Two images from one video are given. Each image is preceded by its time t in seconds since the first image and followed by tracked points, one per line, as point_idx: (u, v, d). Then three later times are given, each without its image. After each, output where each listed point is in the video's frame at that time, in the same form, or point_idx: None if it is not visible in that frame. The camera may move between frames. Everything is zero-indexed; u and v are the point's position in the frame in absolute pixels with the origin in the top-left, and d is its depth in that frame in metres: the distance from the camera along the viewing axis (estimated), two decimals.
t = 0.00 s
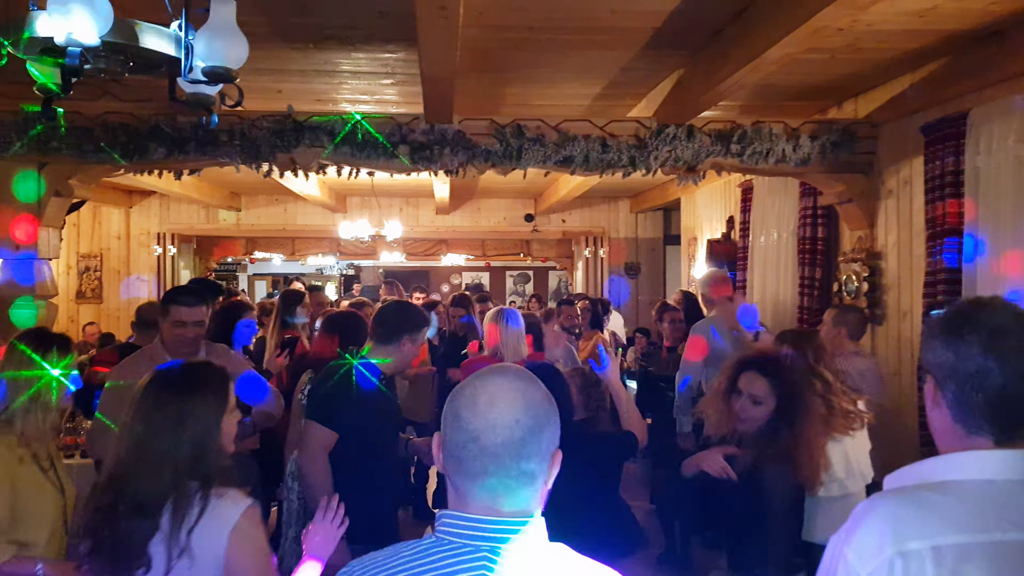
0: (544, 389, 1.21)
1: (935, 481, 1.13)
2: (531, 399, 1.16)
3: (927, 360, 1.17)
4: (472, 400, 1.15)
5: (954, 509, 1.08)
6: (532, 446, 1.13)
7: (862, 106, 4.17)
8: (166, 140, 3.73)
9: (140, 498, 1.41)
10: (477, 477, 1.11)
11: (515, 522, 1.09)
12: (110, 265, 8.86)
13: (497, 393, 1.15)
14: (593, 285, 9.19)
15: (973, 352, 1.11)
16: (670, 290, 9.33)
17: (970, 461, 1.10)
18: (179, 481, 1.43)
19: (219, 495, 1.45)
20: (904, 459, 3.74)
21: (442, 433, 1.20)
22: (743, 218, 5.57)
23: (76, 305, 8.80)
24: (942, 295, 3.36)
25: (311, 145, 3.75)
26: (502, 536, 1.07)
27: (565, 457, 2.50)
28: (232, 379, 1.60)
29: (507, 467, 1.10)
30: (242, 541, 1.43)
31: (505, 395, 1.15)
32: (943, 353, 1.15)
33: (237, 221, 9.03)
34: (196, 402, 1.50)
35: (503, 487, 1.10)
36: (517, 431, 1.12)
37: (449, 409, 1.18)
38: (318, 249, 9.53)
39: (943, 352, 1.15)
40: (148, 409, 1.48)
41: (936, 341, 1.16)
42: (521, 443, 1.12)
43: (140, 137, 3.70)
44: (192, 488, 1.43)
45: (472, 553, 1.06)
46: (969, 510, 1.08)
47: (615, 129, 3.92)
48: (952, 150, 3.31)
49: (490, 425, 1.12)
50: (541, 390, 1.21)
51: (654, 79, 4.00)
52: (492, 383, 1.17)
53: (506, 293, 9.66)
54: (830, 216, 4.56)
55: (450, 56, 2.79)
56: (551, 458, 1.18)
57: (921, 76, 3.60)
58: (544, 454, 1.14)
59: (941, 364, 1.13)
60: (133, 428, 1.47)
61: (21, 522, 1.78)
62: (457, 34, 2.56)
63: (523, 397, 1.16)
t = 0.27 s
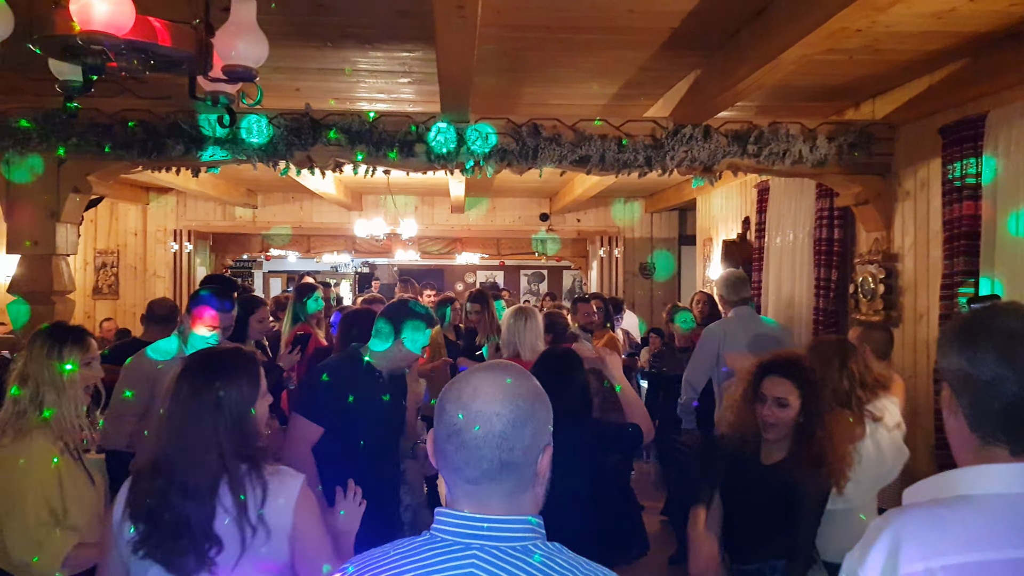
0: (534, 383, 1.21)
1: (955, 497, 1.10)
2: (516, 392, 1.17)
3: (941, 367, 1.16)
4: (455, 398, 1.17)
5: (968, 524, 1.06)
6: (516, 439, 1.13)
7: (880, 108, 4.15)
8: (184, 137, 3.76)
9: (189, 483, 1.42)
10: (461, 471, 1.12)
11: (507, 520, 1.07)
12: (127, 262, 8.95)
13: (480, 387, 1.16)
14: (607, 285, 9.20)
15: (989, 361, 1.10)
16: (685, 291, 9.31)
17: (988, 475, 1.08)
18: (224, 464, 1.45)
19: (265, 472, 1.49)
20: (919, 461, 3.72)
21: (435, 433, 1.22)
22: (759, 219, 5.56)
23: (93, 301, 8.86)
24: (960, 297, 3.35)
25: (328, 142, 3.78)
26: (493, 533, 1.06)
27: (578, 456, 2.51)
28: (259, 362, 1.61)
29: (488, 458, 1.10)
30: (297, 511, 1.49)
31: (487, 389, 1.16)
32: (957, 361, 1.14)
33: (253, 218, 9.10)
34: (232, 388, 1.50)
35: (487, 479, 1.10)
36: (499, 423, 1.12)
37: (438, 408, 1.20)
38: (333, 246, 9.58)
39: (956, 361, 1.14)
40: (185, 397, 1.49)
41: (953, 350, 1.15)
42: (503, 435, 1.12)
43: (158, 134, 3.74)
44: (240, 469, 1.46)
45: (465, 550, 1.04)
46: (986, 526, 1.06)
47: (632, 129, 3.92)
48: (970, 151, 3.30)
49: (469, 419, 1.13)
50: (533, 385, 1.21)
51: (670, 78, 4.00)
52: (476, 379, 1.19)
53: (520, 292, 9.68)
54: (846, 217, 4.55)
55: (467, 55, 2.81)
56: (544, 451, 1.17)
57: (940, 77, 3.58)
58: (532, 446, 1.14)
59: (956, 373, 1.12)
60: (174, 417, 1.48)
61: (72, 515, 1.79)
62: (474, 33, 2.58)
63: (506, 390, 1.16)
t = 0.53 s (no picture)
0: (531, 380, 1.21)
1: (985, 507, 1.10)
2: (511, 389, 1.17)
3: (972, 378, 1.17)
4: (451, 397, 1.18)
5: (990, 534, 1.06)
6: (514, 435, 1.13)
7: (891, 108, 4.15)
8: (195, 135, 3.79)
9: (223, 493, 1.47)
10: (460, 468, 1.13)
11: (509, 516, 1.08)
12: (137, 260, 9.02)
13: (475, 386, 1.17)
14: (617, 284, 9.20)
15: None
16: (695, 290, 9.29)
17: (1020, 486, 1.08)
18: (256, 473, 1.50)
19: (298, 478, 1.54)
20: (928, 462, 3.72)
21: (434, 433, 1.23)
22: (769, 219, 5.55)
23: (103, 299, 8.92)
24: (970, 298, 3.34)
25: (338, 141, 3.80)
26: (496, 530, 1.07)
27: (585, 453, 2.52)
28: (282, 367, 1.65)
29: (484, 456, 1.11)
30: (333, 514, 1.54)
31: (481, 386, 1.17)
32: (988, 371, 1.14)
33: (263, 217, 9.09)
34: (261, 398, 1.55)
35: (486, 475, 1.11)
36: (495, 420, 1.13)
37: (436, 408, 1.21)
38: (343, 245, 9.61)
39: (984, 372, 1.15)
40: (216, 409, 1.53)
41: (983, 359, 1.16)
42: (500, 431, 1.13)
43: (169, 132, 3.77)
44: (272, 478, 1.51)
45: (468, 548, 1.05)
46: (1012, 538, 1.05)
47: (642, 128, 3.93)
48: (981, 152, 3.29)
49: (465, 417, 1.14)
50: (529, 382, 1.22)
51: (681, 78, 4.00)
52: (472, 378, 1.20)
53: (529, 291, 9.69)
54: (856, 218, 4.55)
55: (477, 54, 2.82)
56: (542, 447, 1.17)
57: (952, 77, 3.58)
58: (530, 442, 1.14)
59: (990, 384, 1.13)
60: (204, 429, 1.52)
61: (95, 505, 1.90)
62: (484, 32, 2.60)
63: (502, 387, 1.17)
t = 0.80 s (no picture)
0: (563, 374, 1.21)
1: None
2: (546, 382, 1.17)
3: (1009, 362, 1.12)
4: (485, 388, 1.17)
5: None
6: (549, 428, 1.13)
7: (899, 106, 4.14)
8: (202, 134, 3.81)
9: (252, 468, 1.49)
10: (494, 461, 1.12)
11: (548, 510, 1.09)
12: (145, 259, 9.06)
13: (510, 378, 1.16)
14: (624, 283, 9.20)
15: None
16: (702, 290, 9.27)
17: None
18: (286, 450, 1.52)
19: (330, 455, 1.56)
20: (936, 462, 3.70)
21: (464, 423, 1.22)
22: (776, 218, 5.54)
23: (111, 298, 8.94)
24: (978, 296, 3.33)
25: (345, 140, 3.81)
26: (536, 526, 1.07)
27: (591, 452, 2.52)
28: (311, 346, 1.68)
29: (522, 451, 1.11)
30: (366, 490, 1.56)
31: (518, 378, 1.16)
32: None
33: (271, 216, 9.13)
34: (292, 376, 1.58)
35: (522, 469, 1.11)
36: (531, 413, 1.12)
37: (468, 398, 1.20)
38: (350, 244, 9.63)
39: (1022, 353, 1.11)
40: (247, 387, 1.56)
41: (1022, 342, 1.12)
42: (536, 424, 1.12)
43: (176, 131, 3.79)
44: (305, 454, 1.53)
45: (512, 546, 1.05)
46: None
47: (650, 127, 3.92)
48: (989, 150, 3.28)
49: (502, 409, 1.13)
50: (561, 375, 1.21)
51: (688, 76, 3.99)
52: (505, 371, 1.18)
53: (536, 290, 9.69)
54: (864, 216, 4.53)
55: (484, 52, 2.82)
56: (575, 442, 1.17)
57: (961, 75, 3.56)
58: (564, 436, 1.14)
59: None
60: (237, 406, 1.55)
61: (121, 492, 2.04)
62: (491, 31, 2.60)
63: (538, 380, 1.16)
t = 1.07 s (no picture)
0: (609, 382, 1.28)
1: None
2: (594, 390, 1.23)
3: None
4: (538, 392, 1.22)
5: None
6: (597, 434, 1.19)
7: (901, 104, 4.14)
8: (204, 134, 3.82)
9: (286, 478, 1.60)
10: (546, 464, 1.18)
11: (592, 510, 1.15)
12: (148, 258, 9.08)
13: (561, 384, 1.22)
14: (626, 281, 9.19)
15: None
16: (704, 288, 9.27)
17: None
18: (319, 462, 1.62)
19: (358, 468, 1.67)
20: (938, 460, 3.70)
21: (510, 424, 1.27)
22: (779, 216, 5.54)
23: (114, 297, 8.99)
24: (980, 294, 3.33)
25: (347, 139, 3.81)
26: (584, 524, 1.14)
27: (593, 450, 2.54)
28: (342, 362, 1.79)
29: (575, 454, 1.17)
30: (393, 504, 1.66)
31: (568, 385, 1.22)
32: None
33: (273, 215, 9.16)
34: (325, 390, 1.70)
35: (572, 472, 1.17)
36: (582, 419, 1.19)
37: (516, 401, 1.26)
38: (352, 243, 9.64)
39: None
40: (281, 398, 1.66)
41: None
42: (587, 429, 1.18)
43: (179, 131, 3.80)
44: (335, 467, 1.64)
45: (564, 544, 1.11)
46: None
47: (651, 125, 3.92)
48: (991, 148, 3.28)
49: (556, 414, 1.19)
50: (605, 383, 1.28)
51: (690, 75, 4.00)
52: (555, 376, 1.24)
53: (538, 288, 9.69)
54: (866, 215, 4.54)
55: (486, 52, 2.83)
56: (619, 447, 1.24)
57: (963, 73, 3.56)
58: (610, 441, 1.21)
59: None
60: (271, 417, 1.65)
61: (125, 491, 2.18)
62: (493, 30, 2.60)
63: (586, 388, 1.23)
